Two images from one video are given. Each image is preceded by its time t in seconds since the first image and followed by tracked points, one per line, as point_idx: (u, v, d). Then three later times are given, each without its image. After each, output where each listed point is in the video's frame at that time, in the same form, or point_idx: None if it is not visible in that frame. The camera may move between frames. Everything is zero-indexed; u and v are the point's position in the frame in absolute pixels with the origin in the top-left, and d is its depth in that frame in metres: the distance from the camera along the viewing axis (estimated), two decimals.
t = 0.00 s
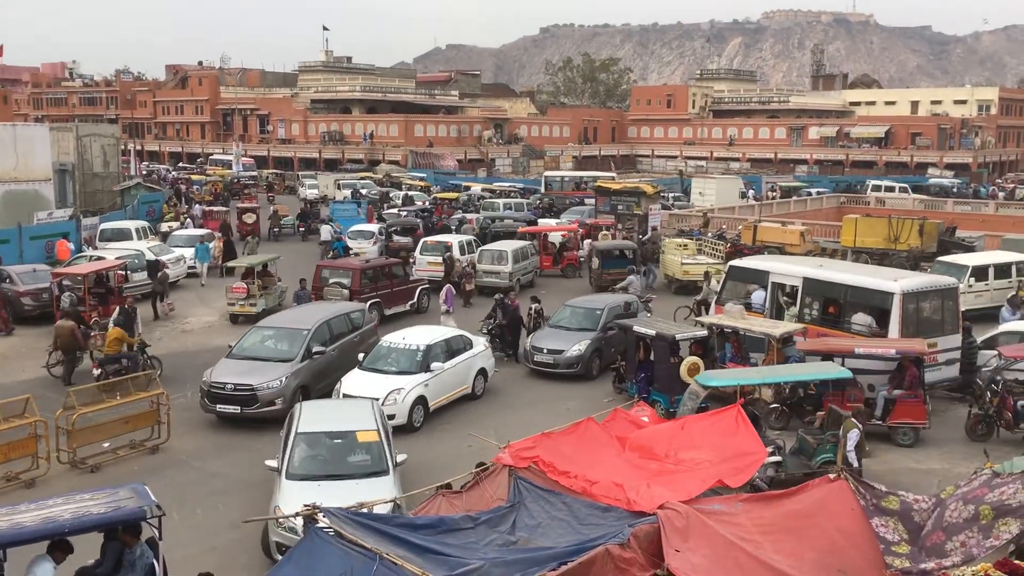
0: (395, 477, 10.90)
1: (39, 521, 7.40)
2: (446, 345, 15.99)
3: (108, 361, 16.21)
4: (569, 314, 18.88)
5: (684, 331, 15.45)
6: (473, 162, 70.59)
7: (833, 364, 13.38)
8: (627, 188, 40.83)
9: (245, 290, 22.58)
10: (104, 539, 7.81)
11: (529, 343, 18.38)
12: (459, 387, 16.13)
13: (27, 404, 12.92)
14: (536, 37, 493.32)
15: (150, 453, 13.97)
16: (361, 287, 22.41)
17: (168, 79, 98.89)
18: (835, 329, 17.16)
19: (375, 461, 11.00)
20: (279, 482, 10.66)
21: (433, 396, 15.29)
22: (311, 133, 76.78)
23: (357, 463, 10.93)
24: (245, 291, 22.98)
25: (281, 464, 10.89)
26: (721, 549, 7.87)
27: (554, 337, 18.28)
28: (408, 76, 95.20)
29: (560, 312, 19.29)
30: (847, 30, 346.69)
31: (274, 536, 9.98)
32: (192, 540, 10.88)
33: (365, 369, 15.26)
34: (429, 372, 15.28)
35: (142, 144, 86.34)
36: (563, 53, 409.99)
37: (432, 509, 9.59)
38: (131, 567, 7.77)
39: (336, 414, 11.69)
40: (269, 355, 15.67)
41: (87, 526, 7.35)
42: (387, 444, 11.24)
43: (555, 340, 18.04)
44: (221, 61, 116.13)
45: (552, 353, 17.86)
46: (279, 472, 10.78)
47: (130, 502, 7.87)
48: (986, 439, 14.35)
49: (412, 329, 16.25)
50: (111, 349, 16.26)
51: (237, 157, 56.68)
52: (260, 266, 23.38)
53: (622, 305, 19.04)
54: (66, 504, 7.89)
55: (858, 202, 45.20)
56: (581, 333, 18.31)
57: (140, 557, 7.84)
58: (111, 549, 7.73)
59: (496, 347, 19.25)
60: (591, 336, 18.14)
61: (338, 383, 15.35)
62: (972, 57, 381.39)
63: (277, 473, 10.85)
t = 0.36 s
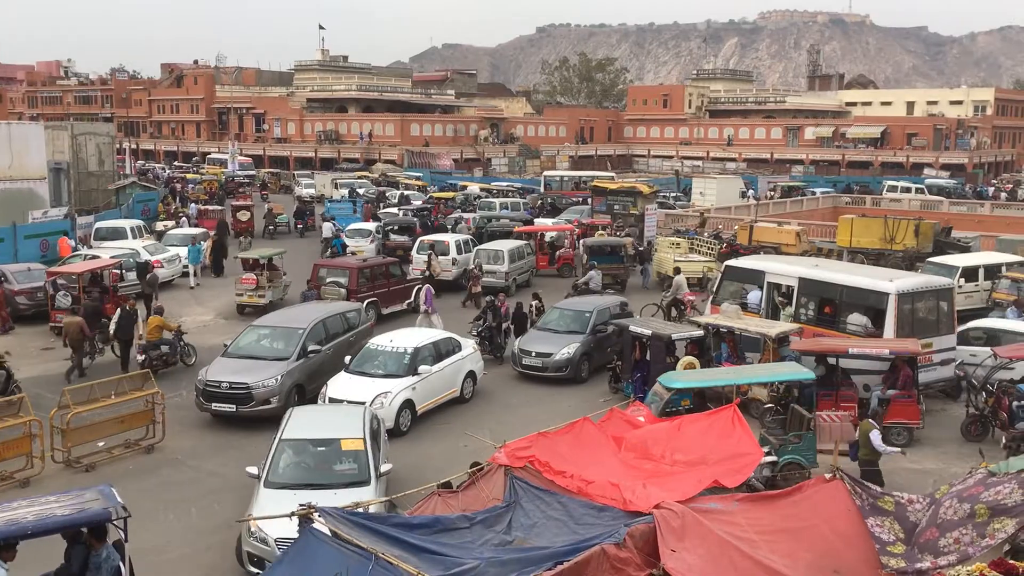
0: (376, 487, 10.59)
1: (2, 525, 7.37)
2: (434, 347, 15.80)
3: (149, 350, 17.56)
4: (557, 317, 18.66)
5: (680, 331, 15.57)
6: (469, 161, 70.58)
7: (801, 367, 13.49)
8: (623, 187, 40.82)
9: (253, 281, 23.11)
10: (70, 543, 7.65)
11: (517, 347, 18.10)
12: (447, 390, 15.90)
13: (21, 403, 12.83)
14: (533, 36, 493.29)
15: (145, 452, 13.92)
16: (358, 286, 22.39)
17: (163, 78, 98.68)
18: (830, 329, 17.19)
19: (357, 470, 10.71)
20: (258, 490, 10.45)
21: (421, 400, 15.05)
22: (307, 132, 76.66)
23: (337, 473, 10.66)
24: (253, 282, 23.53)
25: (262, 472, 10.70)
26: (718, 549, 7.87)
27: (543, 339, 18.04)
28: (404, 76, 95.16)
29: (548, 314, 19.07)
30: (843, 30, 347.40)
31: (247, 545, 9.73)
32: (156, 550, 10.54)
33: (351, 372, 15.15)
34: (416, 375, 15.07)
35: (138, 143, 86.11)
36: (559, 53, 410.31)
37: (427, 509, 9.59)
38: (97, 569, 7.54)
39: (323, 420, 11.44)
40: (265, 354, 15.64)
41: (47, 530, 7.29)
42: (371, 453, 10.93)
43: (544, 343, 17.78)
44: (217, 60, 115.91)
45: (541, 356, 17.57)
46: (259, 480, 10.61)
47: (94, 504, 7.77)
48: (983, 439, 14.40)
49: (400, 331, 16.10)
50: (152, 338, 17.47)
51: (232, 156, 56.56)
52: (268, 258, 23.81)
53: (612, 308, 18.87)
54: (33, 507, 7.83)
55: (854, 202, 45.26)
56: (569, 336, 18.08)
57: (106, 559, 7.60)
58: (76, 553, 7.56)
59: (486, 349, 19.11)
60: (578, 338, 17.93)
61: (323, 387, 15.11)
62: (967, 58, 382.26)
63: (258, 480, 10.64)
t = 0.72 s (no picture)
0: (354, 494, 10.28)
1: None
2: (422, 348, 15.52)
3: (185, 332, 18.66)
4: (547, 315, 18.43)
5: (677, 328, 15.61)
6: (466, 157, 70.59)
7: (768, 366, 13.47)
8: (620, 184, 40.89)
9: (261, 272, 24.04)
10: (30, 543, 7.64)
11: (506, 346, 17.88)
12: (436, 390, 15.66)
13: (17, 398, 12.80)
14: (530, 32, 492.70)
15: (140, 447, 13.93)
16: (357, 281, 22.37)
17: (159, 73, 98.40)
18: (824, 325, 17.20)
19: (337, 475, 10.43)
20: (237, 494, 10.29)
21: (408, 401, 14.81)
22: (303, 128, 76.57)
23: (317, 478, 10.39)
24: (261, 273, 24.44)
25: (243, 474, 10.53)
26: (713, 545, 7.90)
27: (532, 338, 17.83)
28: (401, 71, 95.11)
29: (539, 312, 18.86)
30: (840, 28, 347.67)
31: (217, 550, 9.56)
32: (127, 555, 10.27)
33: (338, 372, 14.84)
34: (404, 375, 14.81)
35: (134, 138, 85.96)
36: (556, 49, 410.10)
37: (423, 504, 9.60)
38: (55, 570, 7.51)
39: (308, 422, 11.20)
40: (261, 349, 15.65)
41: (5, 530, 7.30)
42: (354, 458, 10.62)
43: (533, 342, 17.60)
44: (213, 55, 115.66)
45: (531, 355, 17.39)
46: (239, 483, 10.42)
47: (53, 504, 7.80)
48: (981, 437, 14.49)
49: (386, 330, 15.77)
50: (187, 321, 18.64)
51: (229, 151, 56.47)
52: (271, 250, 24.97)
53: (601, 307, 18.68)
54: None
55: (850, 199, 45.34)
56: (559, 334, 17.87)
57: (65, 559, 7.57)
58: (36, 552, 7.56)
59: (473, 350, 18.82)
60: (568, 338, 17.73)
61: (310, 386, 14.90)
62: (964, 55, 382.74)
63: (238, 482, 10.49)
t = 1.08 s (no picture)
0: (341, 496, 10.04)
1: None
2: (417, 346, 15.28)
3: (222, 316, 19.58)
4: (544, 312, 18.23)
5: (679, 321, 15.54)
6: (469, 151, 70.57)
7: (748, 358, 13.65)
8: (624, 177, 40.82)
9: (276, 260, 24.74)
10: None
11: (503, 343, 17.68)
12: (430, 388, 15.41)
13: (23, 391, 12.83)
14: (534, 25, 491.53)
15: (145, 440, 13.99)
16: (364, 273, 22.39)
17: (163, 66, 98.43)
18: (823, 319, 17.18)
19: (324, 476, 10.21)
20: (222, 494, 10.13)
21: (401, 400, 14.54)
22: (307, 121, 76.54)
23: (303, 478, 10.18)
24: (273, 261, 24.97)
25: (230, 472, 10.38)
26: (717, 539, 7.91)
27: (529, 335, 17.62)
28: (405, 65, 94.99)
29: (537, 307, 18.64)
30: (845, 21, 346.36)
31: (197, 551, 9.42)
32: (122, 551, 10.22)
33: (331, 371, 14.56)
34: (397, 373, 14.55)
35: (138, 131, 86.04)
36: (560, 43, 409.24)
37: (428, 497, 9.64)
38: (14, 569, 7.63)
39: (300, 421, 11.03)
40: (265, 342, 15.68)
41: None
42: (342, 459, 10.39)
43: (530, 339, 17.39)
44: (217, 48, 115.64)
45: (527, 352, 17.21)
46: (225, 482, 10.26)
47: (14, 502, 7.90)
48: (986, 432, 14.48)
49: (379, 328, 15.54)
50: (223, 305, 19.50)
51: (233, 144, 56.49)
52: (280, 240, 25.77)
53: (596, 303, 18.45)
54: None
55: (855, 193, 45.19)
56: (556, 331, 17.63)
57: (25, 559, 7.69)
58: None
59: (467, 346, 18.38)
60: (566, 334, 17.49)
61: (304, 382, 14.77)
62: (969, 48, 381.18)
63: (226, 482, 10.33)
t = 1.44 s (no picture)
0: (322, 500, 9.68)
1: None
2: (408, 343, 14.94)
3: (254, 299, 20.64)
4: (543, 309, 18.10)
5: (686, 316, 15.72)
6: (476, 145, 70.58)
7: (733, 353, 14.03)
8: (631, 172, 40.78)
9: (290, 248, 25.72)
10: None
11: (501, 340, 17.51)
12: (423, 389, 15.10)
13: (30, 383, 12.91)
14: (540, 19, 490.73)
15: (152, 433, 14.02)
16: (376, 265, 22.41)
17: (170, 60, 98.49)
18: (825, 312, 17.18)
19: (308, 480, 9.88)
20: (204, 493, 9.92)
21: (392, 401, 14.16)
22: (314, 115, 76.54)
23: (287, 481, 9.87)
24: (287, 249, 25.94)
25: (215, 473, 10.13)
26: (723, 534, 7.89)
27: (528, 333, 17.44)
28: (412, 59, 94.89)
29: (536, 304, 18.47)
30: (853, 15, 344.75)
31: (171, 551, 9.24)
32: (128, 544, 10.24)
33: (320, 370, 14.32)
34: (388, 374, 14.19)
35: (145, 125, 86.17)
36: (567, 37, 408.29)
37: (433, 491, 9.62)
38: None
39: (290, 422, 10.78)
40: (273, 335, 15.72)
41: None
42: (328, 463, 10.06)
43: (529, 337, 17.19)
44: (224, 42, 115.69)
45: (526, 350, 17.00)
46: (208, 483, 10.01)
47: None
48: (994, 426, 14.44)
49: (372, 326, 15.25)
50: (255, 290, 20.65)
51: (240, 138, 56.54)
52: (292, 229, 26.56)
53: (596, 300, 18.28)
54: None
55: (863, 187, 45.05)
56: (556, 329, 17.44)
57: None
58: None
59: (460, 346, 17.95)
60: (565, 332, 17.31)
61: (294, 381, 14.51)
62: (978, 42, 379.13)
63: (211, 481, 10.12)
